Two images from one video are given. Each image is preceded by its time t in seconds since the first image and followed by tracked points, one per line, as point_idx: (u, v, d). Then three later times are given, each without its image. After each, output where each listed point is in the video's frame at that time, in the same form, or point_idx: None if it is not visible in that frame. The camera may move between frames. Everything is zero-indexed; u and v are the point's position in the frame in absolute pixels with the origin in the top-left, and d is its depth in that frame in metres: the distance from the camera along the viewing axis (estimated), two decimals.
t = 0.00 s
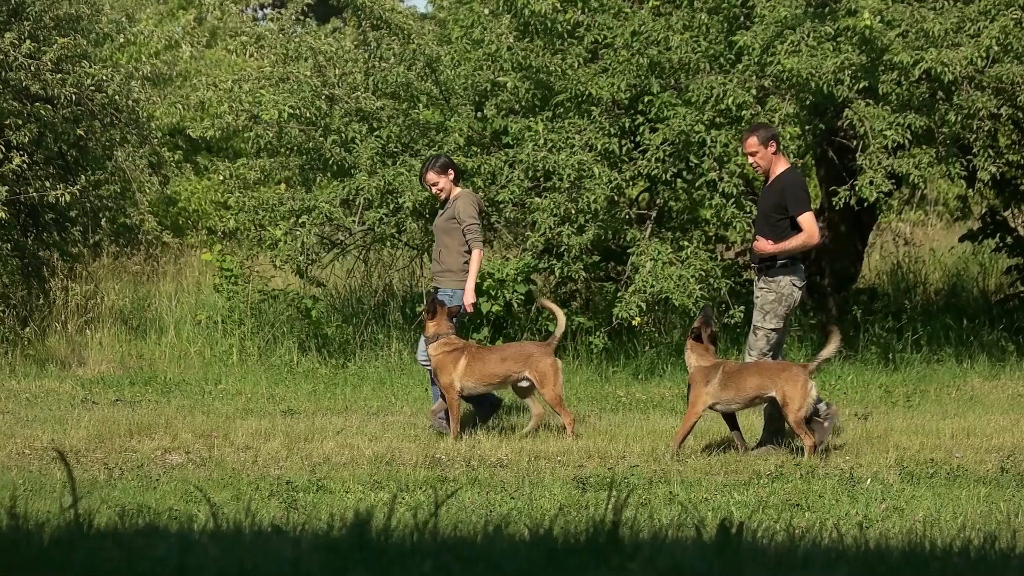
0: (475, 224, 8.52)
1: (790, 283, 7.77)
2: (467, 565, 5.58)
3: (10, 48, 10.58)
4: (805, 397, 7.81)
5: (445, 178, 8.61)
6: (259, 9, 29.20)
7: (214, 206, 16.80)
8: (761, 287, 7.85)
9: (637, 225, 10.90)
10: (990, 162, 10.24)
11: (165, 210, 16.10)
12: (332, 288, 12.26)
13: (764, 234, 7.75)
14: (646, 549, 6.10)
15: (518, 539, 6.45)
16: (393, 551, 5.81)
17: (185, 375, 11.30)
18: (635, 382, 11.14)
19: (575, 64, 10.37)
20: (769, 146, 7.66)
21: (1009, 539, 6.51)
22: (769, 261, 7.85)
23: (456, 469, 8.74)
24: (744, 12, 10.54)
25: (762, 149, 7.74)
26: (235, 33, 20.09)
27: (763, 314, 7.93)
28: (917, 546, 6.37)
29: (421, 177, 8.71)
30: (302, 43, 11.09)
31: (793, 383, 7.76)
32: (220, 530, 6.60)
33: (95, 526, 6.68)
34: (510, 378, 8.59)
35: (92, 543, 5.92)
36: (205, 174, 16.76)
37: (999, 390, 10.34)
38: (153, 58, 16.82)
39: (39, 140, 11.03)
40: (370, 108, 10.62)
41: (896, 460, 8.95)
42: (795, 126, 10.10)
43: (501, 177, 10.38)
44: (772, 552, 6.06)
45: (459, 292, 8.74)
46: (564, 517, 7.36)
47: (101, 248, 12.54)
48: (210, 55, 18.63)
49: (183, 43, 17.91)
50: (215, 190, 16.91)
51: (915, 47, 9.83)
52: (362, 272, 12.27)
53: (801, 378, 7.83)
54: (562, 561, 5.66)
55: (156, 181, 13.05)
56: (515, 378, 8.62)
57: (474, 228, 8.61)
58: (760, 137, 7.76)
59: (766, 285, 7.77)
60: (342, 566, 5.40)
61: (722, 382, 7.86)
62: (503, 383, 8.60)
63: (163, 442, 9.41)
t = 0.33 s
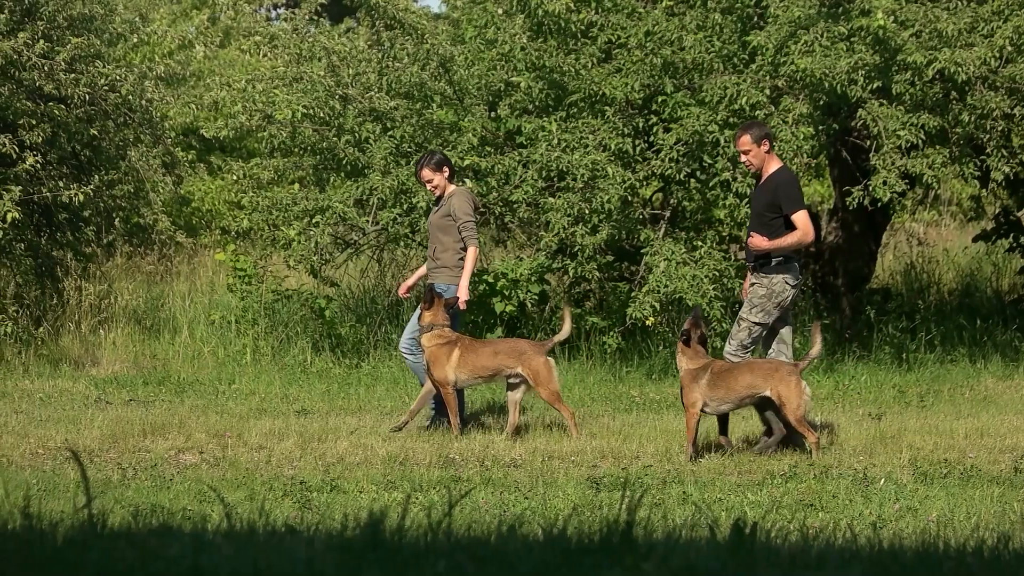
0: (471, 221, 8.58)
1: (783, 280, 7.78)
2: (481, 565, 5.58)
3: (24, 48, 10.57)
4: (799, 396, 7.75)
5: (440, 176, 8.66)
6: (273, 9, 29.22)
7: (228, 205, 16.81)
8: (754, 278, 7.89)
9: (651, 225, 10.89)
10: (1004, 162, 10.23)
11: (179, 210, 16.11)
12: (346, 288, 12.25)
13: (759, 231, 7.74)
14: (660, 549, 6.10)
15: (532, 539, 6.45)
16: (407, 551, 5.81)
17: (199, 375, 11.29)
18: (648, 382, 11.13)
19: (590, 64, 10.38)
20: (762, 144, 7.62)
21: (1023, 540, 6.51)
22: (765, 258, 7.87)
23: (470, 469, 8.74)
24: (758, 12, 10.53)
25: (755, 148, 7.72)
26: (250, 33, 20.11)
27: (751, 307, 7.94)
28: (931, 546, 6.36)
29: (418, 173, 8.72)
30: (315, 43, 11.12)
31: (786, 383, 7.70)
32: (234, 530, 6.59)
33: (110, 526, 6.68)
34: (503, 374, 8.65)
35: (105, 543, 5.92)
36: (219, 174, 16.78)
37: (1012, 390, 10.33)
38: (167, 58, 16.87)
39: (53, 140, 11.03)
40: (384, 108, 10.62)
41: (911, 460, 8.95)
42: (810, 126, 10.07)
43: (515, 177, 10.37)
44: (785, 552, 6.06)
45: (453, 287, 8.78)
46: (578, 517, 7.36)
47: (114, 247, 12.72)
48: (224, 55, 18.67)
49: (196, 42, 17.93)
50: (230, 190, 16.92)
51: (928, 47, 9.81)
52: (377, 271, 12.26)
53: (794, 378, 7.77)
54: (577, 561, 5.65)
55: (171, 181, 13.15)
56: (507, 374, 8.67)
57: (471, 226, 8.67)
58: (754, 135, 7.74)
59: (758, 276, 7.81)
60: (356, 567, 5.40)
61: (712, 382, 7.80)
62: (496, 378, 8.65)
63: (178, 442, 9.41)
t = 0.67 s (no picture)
0: (465, 222, 8.54)
1: (779, 283, 7.74)
2: (496, 565, 5.58)
3: (39, 48, 10.56)
4: (792, 403, 7.75)
5: (436, 177, 8.66)
6: (288, 9, 29.25)
7: (242, 206, 16.81)
8: (749, 280, 7.85)
9: (665, 225, 10.88)
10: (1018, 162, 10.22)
11: (193, 210, 16.12)
12: (361, 288, 12.25)
13: (754, 233, 7.70)
14: (674, 549, 6.10)
15: (547, 539, 6.45)
16: (422, 551, 5.81)
17: (213, 375, 11.30)
18: (663, 383, 11.13)
19: (603, 64, 10.46)
20: (755, 146, 7.61)
21: None
22: (760, 260, 7.83)
23: (485, 469, 8.74)
24: (772, 13, 10.53)
25: (749, 150, 7.70)
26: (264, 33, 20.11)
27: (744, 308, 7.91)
28: (945, 546, 6.37)
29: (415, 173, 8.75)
30: (330, 43, 11.15)
31: (781, 387, 7.71)
32: (249, 530, 6.59)
33: (125, 526, 6.68)
34: (494, 377, 8.71)
35: (121, 543, 5.93)
36: (233, 174, 16.78)
37: None
38: (181, 58, 16.90)
39: (67, 140, 11.04)
40: (398, 108, 10.60)
41: (925, 460, 8.95)
42: (825, 126, 10.04)
43: (530, 177, 10.39)
44: (800, 552, 6.07)
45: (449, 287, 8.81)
46: (593, 517, 7.37)
47: (129, 247, 12.78)
48: (239, 55, 18.67)
49: (211, 43, 17.95)
50: (244, 190, 16.92)
51: (943, 47, 9.81)
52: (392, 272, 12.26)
53: (788, 384, 7.78)
54: (591, 561, 5.66)
55: (185, 180, 13.19)
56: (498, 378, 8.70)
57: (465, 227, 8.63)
58: (748, 137, 7.72)
59: (754, 278, 7.77)
60: (371, 567, 5.40)
61: (706, 378, 7.79)
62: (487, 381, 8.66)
63: (193, 442, 9.42)
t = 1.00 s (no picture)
0: (458, 227, 8.49)
1: (770, 289, 7.66)
2: (510, 565, 5.58)
3: (54, 48, 10.54)
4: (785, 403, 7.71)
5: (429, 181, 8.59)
6: (302, 9, 29.24)
7: (257, 205, 16.79)
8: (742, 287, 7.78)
9: (680, 225, 10.86)
10: None
11: (208, 210, 16.13)
12: (376, 288, 12.25)
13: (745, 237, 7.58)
14: (688, 549, 6.11)
15: (562, 539, 6.46)
16: (436, 551, 5.82)
17: (228, 375, 11.30)
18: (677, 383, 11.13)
19: (618, 64, 10.47)
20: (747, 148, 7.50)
21: None
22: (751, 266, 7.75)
23: (499, 469, 8.73)
24: (788, 13, 10.55)
25: (740, 153, 7.59)
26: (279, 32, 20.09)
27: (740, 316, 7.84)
28: (959, 546, 6.37)
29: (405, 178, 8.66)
30: (345, 43, 11.15)
31: (773, 388, 7.66)
32: (264, 530, 6.59)
33: (140, 526, 6.69)
34: (486, 378, 8.69)
35: (136, 543, 5.93)
36: (249, 174, 16.78)
37: None
38: (196, 58, 16.93)
39: (82, 140, 11.06)
40: (413, 108, 10.62)
41: (939, 460, 8.94)
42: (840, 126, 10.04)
43: (545, 177, 10.41)
44: (815, 553, 6.07)
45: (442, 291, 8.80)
46: (608, 517, 7.37)
47: (143, 247, 12.79)
48: (254, 55, 18.67)
49: (226, 42, 17.98)
50: (259, 190, 16.90)
51: (957, 47, 9.80)
52: (407, 272, 12.25)
53: (781, 384, 7.72)
54: (606, 561, 5.66)
55: (199, 180, 13.20)
56: (491, 381, 8.69)
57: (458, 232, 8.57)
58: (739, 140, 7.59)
59: (745, 286, 7.71)
60: (385, 567, 5.40)
61: (701, 377, 7.77)
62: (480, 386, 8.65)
63: (208, 442, 9.42)
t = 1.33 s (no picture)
0: (449, 229, 8.55)
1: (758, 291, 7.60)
2: (524, 565, 5.58)
3: (67, 48, 10.58)
4: (775, 398, 7.77)
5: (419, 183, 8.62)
6: (315, 9, 29.23)
7: (271, 205, 16.79)
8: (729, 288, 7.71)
9: (694, 226, 10.86)
10: None
11: (221, 210, 16.12)
12: (390, 288, 12.25)
13: (735, 240, 7.60)
14: (702, 549, 6.11)
15: (575, 539, 6.45)
16: (450, 551, 5.82)
17: (241, 375, 11.30)
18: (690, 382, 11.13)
19: (632, 64, 10.46)
20: (738, 150, 7.45)
21: None
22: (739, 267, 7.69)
23: (512, 470, 8.73)
24: (801, 13, 10.56)
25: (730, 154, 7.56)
26: (292, 32, 20.09)
27: (728, 317, 7.77)
28: (973, 546, 6.37)
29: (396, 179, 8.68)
30: (358, 43, 11.17)
31: (763, 383, 7.71)
32: (277, 530, 6.59)
33: (154, 526, 6.68)
34: (480, 377, 8.74)
35: (151, 543, 5.92)
36: (262, 174, 16.77)
37: None
38: (210, 58, 16.93)
39: (95, 140, 11.08)
40: (427, 108, 10.64)
41: (953, 460, 8.94)
42: (853, 126, 10.01)
43: (558, 177, 10.45)
44: (828, 552, 6.07)
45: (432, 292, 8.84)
46: (622, 517, 7.37)
47: (155, 247, 12.81)
48: (267, 55, 18.68)
49: (239, 42, 18.00)
50: (272, 190, 16.90)
51: (971, 47, 9.78)
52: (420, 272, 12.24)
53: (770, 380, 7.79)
54: (620, 561, 5.67)
55: (212, 180, 13.32)
56: (484, 379, 8.70)
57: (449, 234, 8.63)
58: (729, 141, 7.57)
59: (732, 287, 7.63)
60: (399, 567, 5.41)
61: (697, 378, 7.75)
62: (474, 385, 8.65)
63: (221, 442, 9.42)
